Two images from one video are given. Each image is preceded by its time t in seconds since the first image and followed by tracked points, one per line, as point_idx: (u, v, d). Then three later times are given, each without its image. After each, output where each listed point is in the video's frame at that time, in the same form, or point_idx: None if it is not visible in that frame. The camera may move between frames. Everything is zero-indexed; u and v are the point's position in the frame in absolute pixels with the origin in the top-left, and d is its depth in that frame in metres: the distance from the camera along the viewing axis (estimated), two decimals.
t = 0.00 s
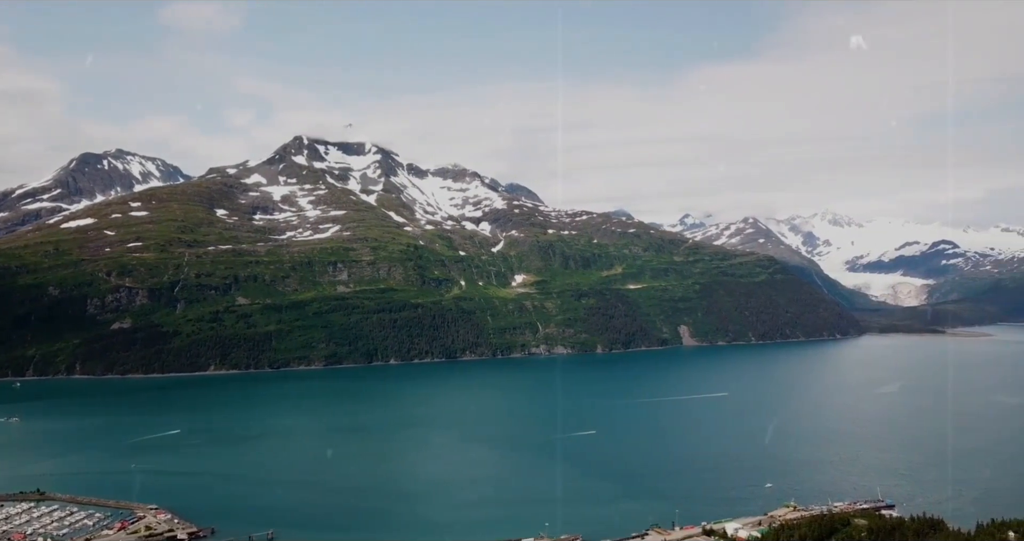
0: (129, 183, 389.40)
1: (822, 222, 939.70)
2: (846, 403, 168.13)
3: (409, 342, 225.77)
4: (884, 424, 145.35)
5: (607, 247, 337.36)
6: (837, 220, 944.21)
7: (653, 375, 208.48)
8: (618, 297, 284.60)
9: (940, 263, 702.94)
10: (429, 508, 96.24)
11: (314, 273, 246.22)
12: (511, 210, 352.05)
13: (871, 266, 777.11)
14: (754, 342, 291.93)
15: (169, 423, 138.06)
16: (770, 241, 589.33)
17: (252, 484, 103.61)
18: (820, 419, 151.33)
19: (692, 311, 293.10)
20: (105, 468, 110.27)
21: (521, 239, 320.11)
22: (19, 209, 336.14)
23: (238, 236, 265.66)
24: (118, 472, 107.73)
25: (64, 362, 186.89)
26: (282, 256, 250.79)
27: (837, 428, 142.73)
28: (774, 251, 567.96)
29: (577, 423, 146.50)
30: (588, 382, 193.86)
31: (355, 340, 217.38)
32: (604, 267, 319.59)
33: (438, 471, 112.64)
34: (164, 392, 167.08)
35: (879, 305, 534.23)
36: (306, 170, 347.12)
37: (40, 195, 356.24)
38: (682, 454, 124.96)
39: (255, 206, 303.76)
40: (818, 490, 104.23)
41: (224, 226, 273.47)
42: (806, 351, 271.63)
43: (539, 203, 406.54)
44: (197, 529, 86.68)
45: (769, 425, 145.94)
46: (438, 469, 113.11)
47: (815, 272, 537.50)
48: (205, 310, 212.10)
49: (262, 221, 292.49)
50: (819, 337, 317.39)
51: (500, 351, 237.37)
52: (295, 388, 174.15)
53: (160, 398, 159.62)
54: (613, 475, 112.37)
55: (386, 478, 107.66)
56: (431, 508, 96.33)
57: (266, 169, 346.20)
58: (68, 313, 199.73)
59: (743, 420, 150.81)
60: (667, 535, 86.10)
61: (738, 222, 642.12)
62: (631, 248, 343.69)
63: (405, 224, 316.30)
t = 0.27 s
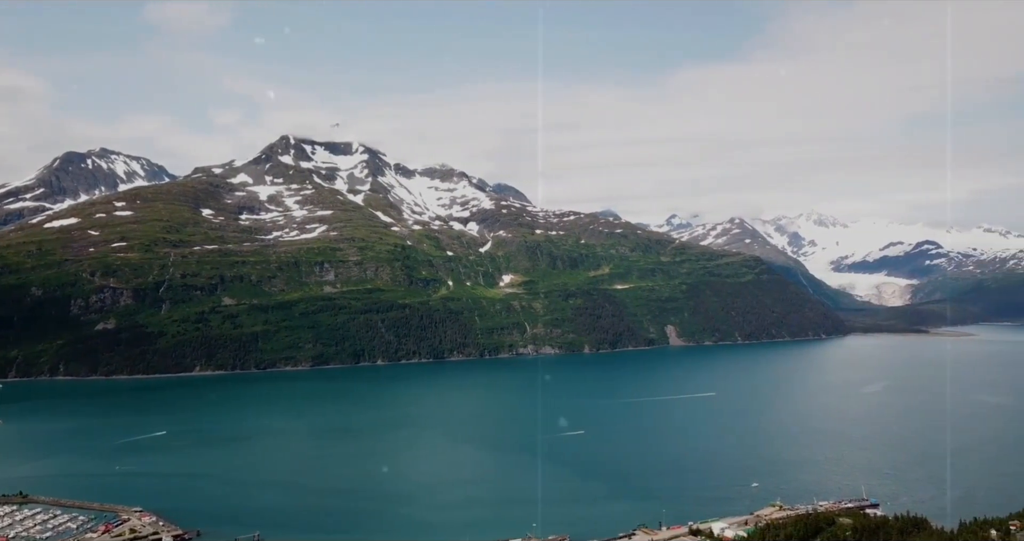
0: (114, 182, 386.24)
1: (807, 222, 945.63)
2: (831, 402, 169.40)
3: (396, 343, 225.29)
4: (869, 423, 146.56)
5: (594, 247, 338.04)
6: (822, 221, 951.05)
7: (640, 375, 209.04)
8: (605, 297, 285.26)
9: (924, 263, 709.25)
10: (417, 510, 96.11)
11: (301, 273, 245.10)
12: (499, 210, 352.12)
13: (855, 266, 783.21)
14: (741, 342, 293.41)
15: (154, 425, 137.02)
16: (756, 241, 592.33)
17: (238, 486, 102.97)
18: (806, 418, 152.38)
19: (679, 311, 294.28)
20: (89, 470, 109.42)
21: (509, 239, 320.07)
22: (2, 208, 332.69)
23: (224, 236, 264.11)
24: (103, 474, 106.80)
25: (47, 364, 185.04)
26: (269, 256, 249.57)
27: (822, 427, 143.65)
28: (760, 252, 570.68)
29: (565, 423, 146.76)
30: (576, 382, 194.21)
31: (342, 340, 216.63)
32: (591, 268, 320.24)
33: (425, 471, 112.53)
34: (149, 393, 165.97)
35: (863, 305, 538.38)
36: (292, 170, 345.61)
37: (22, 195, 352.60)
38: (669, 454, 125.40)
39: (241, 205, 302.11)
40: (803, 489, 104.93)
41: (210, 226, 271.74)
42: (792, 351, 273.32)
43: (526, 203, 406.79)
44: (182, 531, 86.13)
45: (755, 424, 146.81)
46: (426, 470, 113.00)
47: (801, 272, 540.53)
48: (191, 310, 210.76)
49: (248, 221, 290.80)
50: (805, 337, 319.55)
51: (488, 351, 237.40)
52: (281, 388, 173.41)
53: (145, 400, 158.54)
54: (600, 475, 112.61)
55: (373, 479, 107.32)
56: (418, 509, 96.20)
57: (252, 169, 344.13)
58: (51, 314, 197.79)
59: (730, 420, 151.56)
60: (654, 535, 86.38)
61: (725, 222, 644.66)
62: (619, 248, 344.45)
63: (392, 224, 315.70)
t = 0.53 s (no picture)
0: (95, 181, 382.26)
1: (790, 223, 952.15)
2: (813, 402, 170.64)
3: (381, 344, 224.63)
4: (851, 423, 147.70)
5: (580, 248, 338.42)
6: (805, 222, 958.66)
7: (625, 375, 209.49)
8: (590, 297, 285.76)
9: (905, 264, 716.36)
10: (402, 511, 95.80)
11: (285, 274, 243.66)
12: (484, 210, 351.83)
13: (838, 267, 789.91)
14: (725, 341, 294.93)
15: (136, 427, 135.69)
16: (740, 242, 595.36)
17: (222, 488, 102.16)
18: (789, 418, 153.30)
19: (664, 311, 295.34)
20: (70, 472, 108.17)
21: (494, 239, 319.82)
22: None
23: (207, 236, 262.10)
24: (83, 477, 105.65)
25: (27, 365, 182.83)
26: (252, 256, 247.97)
27: (805, 427, 144.62)
28: (744, 252, 573.49)
29: (551, 423, 146.84)
30: (561, 382, 194.38)
31: (326, 341, 215.61)
32: (577, 268, 320.62)
33: (411, 472, 112.15)
34: (130, 394, 164.42)
35: (846, 305, 542.74)
36: (277, 169, 343.50)
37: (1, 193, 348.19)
38: (654, 454, 125.92)
39: (225, 205, 299.97)
40: (787, 489, 105.60)
41: (193, 226, 269.60)
42: (775, 351, 275.04)
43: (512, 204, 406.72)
44: (164, 534, 85.28)
45: (739, 424, 147.57)
46: (411, 471, 112.66)
47: (784, 272, 543.87)
48: (174, 311, 209.04)
49: (232, 221, 288.70)
50: (788, 337, 321.67)
51: (473, 352, 237.15)
52: (265, 390, 172.34)
53: (126, 401, 156.98)
54: (585, 476, 112.78)
55: (357, 481, 106.76)
56: (403, 511, 95.89)
57: (236, 168, 341.67)
58: (31, 315, 195.43)
59: (714, 420, 152.26)
60: (639, 536, 86.56)
61: (710, 223, 647.15)
62: (604, 249, 345.05)
63: (377, 224, 314.68)
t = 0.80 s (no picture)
0: (79, 180, 378.98)
1: (776, 224, 957.62)
2: (799, 402, 171.63)
3: (369, 344, 224.05)
4: (837, 422, 148.65)
5: (568, 248, 338.80)
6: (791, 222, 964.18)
7: (613, 375, 209.99)
8: (578, 297, 286.26)
9: (890, 264, 721.98)
10: (389, 512, 95.52)
11: (272, 274, 242.46)
12: (472, 210, 351.59)
13: (823, 267, 795.04)
14: (711, 341, 296.34)
15: (121, 428, 134.60)
16: (726, 242, 597.94)
17: (209, 490, 101.55)
18: (775, 418, 154.12)
19: (651, 311, 296.32)
20: (54, 475, 107.22)
21: (482, 239, 319.78)
22: None
23: (193, 236, 260.44)
24: (68, 480, 104.74)
25: (10, 366, 180.96)
26: (239, 256, 246.61)
27: (791, 426, 145.51)
28: (730, 253, 576.30)
29: (539, 424, 146.92)
30: (548, 383, 194.53)
31: (313, 342, 214.77)
32: (564, 268, 321.02)
33: (398, 474, 111.87)
34: (115, 396, 163.18)
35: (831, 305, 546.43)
36: (263, 169, 341.76)
37: None
38: (642, 454, 126.29)
39: (211, 205, 298.16)
40: (773, 488, 106.13)
41: (178, 226, 267.78)
42: (762, 350, 276.52)
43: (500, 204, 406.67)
44: (150, 537, 84.64)
45: (726, 424, 148.23)
46: (398, 472, 112.38)
47: (770, 272, 546.80)
48: (159, 311, 207.55)
49: (218, 221, 286.93)
50: (775, 337, 323.46)
51: (461, 352, 236.99)
52: (252, 390, 171.44)
53: (111, 402, 155.77)
54: (573, 476, 112.90)
55: (345, 482, 106.44)
56: (391, 512, 95.61)
57: (221, 167, 339.62)
58: (14, 315, 193.44)
59: (701, 419, 152.92)
60: (626, 536, 86.74)
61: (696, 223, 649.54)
62: (591, 249, 345.78)
63: (365, 224, 313.85)
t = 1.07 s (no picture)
0: (63, 179, 375.43)
1: (763, 224, 962.72)
2: (786, 401, 172.25)
3: (356, 345, 223.33)
4: (823, 422, 149.28)
5: (555, 248, 338.98)
6: (777, 223, 969.47)
7: (600, 376, 210.38)
8: (566, 297, 286.58)
9: (874, 264, 727.31)
10: (376, 514, 95.05)
11: (258, 274, 241.15)
12: (460, 211, 351.19)
13: (809, 267, 799.82)
14: (698, 341, 297.61)
15: (106, 430, 133.39)
16: (713, 242, 600.51)
17: (195, 492, 100.84)
18: (762, 417, 154.67)
19: (638, 311, 297.12)
20: (37, 477, 106.00)
21: (470, 239, 319.51)
22: None
23: (178, 236, 258.57)
24: (51, 482, 103.64)
25: None
26: (224, 256, 245.06)
27: (777, 426, 146.27)
28: (717, 253, 578.77)
29: (526, 424, 146.83)
30: (536, 383, 194.56)
31: (300, 342, 213.82)
32: (552, 268, 321.24)
33: (386, 475, 111.34)
34: (100, 397, 161.74)
35: (817, 305, 549.65)
36: (250, 169, 339.86)
37: None
38: (629, 454, 126.54)
39: (197, 204, 296.07)
40: (760, 488, 106.51)
41: (163, 226, 265.82)
42: (748, 350, 277.86)
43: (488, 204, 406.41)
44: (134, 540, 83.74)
45: (713, 424, 148.70)
46: (386, 473, 111.85)
47: (756, 272, 549.57)
48: (144, 312, 206.03)
49: (204, 221, 284.94)
50: (761, 337, 325.09)
51: (448, 352, 236.65)
52: (238, 391, 170.50)
53: (95, 404, 154.35)
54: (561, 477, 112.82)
55: (331, 483, 105.99)
56: (378, 514, 95.12)
57: (207, 166, 337.54)
58: None
59: (688, 419, 153.48)
60: (613, 536, 86.71)
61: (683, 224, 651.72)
62: (579, 249, 346.28)
63: (352, 224, 312.79)
